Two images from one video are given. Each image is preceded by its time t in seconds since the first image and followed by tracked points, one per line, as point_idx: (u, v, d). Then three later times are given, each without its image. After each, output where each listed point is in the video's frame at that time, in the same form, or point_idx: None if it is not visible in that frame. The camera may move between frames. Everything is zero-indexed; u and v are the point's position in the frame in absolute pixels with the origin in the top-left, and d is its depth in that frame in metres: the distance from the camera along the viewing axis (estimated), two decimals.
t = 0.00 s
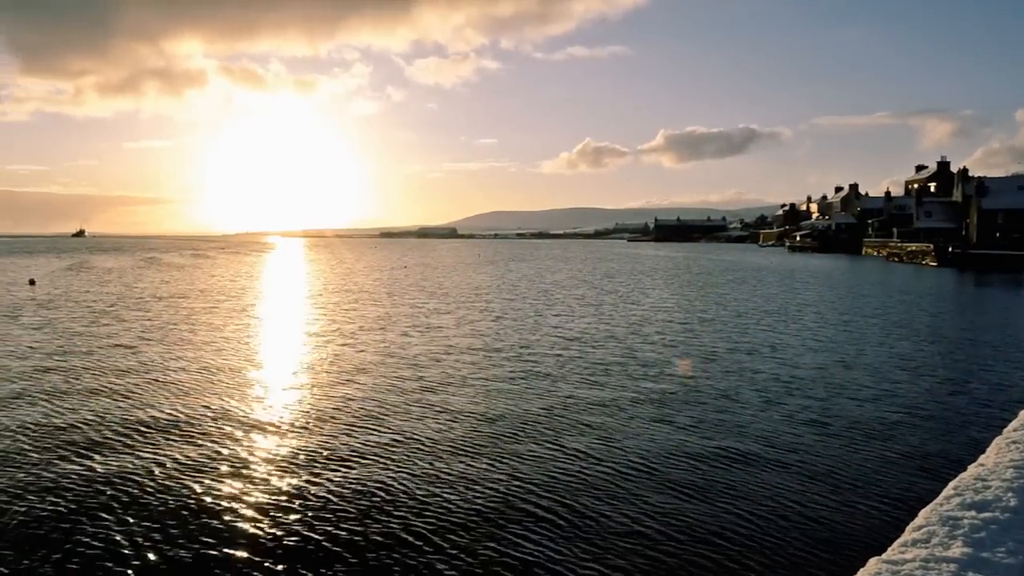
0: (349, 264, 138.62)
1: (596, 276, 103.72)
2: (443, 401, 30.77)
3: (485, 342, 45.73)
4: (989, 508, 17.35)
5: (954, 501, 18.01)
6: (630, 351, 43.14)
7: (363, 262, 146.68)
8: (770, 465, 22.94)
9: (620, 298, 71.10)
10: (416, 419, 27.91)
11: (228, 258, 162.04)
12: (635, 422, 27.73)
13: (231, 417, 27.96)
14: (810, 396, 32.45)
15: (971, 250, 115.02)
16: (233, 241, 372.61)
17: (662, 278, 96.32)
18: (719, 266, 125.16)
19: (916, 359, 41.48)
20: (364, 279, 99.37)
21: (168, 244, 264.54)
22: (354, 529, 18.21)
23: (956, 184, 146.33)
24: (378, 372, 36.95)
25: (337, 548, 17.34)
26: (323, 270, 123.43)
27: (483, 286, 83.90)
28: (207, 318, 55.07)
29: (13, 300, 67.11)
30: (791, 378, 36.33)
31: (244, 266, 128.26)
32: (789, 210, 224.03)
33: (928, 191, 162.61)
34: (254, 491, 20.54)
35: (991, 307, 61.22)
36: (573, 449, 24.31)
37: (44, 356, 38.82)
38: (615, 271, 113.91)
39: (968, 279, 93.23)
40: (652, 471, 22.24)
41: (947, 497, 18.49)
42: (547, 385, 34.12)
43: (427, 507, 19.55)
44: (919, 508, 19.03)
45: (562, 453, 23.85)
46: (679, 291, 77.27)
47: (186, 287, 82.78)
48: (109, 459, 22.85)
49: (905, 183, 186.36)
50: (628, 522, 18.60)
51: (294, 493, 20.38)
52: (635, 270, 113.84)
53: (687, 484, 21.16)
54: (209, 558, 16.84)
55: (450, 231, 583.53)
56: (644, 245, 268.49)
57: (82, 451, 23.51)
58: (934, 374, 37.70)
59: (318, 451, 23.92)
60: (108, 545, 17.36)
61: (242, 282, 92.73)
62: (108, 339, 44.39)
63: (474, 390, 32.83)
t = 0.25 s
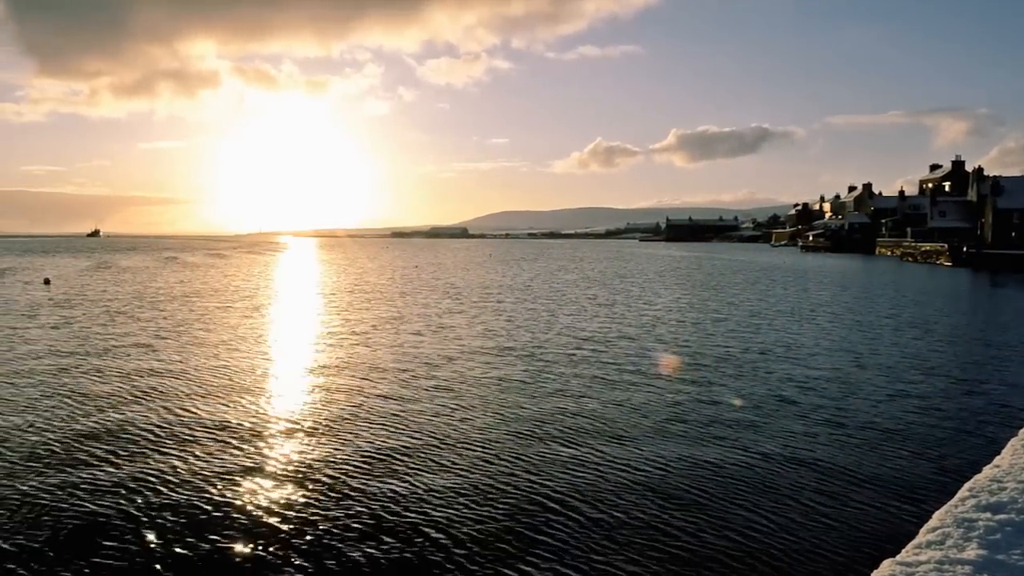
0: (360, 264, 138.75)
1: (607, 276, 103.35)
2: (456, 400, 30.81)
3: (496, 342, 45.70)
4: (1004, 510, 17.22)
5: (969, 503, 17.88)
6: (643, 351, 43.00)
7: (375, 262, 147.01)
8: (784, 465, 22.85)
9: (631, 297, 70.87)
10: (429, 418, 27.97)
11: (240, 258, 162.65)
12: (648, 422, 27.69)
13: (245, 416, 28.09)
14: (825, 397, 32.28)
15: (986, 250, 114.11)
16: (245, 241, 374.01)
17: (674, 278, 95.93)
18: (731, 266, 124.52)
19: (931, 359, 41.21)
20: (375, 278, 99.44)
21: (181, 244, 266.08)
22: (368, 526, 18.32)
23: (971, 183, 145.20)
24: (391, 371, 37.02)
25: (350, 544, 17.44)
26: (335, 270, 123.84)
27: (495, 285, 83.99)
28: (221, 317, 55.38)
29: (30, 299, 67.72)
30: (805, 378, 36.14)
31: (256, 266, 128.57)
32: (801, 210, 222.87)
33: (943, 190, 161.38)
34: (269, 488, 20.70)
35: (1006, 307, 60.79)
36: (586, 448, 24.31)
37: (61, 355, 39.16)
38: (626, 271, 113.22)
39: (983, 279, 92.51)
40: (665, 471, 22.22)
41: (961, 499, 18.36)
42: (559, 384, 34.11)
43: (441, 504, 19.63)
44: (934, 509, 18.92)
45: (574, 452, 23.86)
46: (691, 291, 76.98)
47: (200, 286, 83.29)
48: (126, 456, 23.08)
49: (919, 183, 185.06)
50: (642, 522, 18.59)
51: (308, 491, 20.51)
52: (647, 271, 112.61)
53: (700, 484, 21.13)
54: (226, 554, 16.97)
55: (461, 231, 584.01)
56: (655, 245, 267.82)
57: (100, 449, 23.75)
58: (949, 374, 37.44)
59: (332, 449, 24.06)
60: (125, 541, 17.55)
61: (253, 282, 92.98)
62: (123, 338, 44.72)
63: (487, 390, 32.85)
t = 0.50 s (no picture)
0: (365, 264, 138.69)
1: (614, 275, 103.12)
2: (464, 400, 30.81)
3: (504, 341, 45.62)
4: (1013, 512, 17.12)
5: (978, 504, 17.79)
6: (651, 351, 42.88)
7: (382, 262, 147.10)
8: (794, 465, 22.77)
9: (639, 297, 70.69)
10: (437, 417, 27.99)
11: (247, 258, 162.97)
12: (657, 422, 27.61)
13: (255, 415, 28.13)
14: (834, 396, 32.16)
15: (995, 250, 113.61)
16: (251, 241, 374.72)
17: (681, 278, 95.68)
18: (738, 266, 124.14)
19: (941, 359, 41.02)
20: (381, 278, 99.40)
21: (189, 244, 266.80)
22: (380, 524, 18.37)
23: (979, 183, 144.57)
24: (398, 371, 36.98)
25: (363, 541, 17.53)
26: (342, 270, 124.00)
27: (502, 285, 83.96)
28: (229, 317, 55.52)
29: (39, 299, 67.99)
30: (814, 378, 35.99)
31: (262, 266, 128.64)
32: (808, 210, 222.18)
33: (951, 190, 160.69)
34: (281, 486, 20.79)
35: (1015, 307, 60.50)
36: (594, 447, 24.31)
37: (71, 354, 39.30)
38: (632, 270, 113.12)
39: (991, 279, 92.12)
40: (673, 470, 22.22)
41: (968, 500, 18.28)
42: (568, 384, 34.02)
43: (450, 503, 19.65)
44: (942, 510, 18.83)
45: (582, 451, 23.87)
46: (698, 291, 76.76)
47: (207, 286, 83.53)
48: (139, 454, 23.20)
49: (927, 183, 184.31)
50: (653, 520, 18.60)
51: (320, 489, 20.58)
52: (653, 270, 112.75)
53: (709, 483, 21.09)
54: (236, 550, 17.03)
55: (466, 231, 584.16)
56: (662, 245, 267.38)
57: (113, 447, 23.88)
58: (959, 374, 37.27)
59: (343, 448, 24.14)
60: (139, 537, 17.64)
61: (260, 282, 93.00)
62: (133, 337, 44.87)
63: (495, 389, 32.80)
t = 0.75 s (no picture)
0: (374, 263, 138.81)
1: (623, 275, 102.88)
2: (475, 399, 30.85)
3: (514, 341, 45.62)
4: None
5: (990, 506, 17.70)
6: (662, 351, 42.81)
7: (390, 262, 147.35)
8: (806, 465, 22.73)
9: (649, 297, 70.55)
10: (448, 416, 28.05)
11: (257, 258, 163.50)
12: (668, 421, 27.58)
13: (267, 413, 28.26)
14: (846, 397, 32.04)
15: (1007, 250, 112.83)
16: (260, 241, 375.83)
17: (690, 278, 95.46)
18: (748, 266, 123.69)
19: (953, 359, 40.81)
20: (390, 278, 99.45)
21: (198, 244, 267.78)
22: (397, 522, 18.40)
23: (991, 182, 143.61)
24: (409, 370, 37.05)
25: (376, 539, 17.59)
26: (351, 270, 124.12)
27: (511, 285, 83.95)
28: (240, 316, 55.70)
29: (51, 298, 68.35)
30: (826, 378, 35.87)
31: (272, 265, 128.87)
32: (818, 210, 221.20)
33: (962, 189, 159.77)
34: (296, 484, 20.85)
35: None
36: (605, 446, 24.32)
37: (84, 353, 39.51)
38: (641, 270, 112.82)
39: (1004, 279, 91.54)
40: (685, 469, 22.21)
41: (981, 502, 18.19)
42: (579, 383, 34.01)
43: (463, 501, 19.71)
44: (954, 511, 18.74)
45: (593, 451, 23.87)
46: (708, 291, 76.55)
47: (217, 286, 83.85)
48: (154, 453, 23.32)
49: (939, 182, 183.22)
50: (668, 520, 18.54)
51: (333, 487, 20.64)
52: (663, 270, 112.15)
53: (720, 483, 21.08)
54: (250, 547, 17.13)
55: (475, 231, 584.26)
56: (671, 245, 266.74)
57: (128, 445, 24.01)
58: (972, 374, 37.08)
59: (357, 446, 24.19)
60: (156, 535, 17.72)
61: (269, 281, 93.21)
62: (144, 336, 45.08)
63: (506, 389, 32.83)
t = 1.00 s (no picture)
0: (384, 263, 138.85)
1: (633, 275, 102.58)
2: (488, 398, 30.87)
3: (526, 340, 45.58)
4: None
5: (1006, 507, 17.56)
6: (674, 351, 42.68)
7: (400, 262, 147.41)
8: (820, 464, 22.64)
9: (660, 297, 70.33)
10: (461, 414, 28.09)
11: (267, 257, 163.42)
12: (682, 421, 27.50)
13: (281, 412, 28.37)
14: (861, 397, 31.89)
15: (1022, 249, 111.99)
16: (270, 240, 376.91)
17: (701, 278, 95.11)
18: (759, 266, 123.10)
19: (968, 359, 40.57)
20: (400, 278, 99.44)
21: (212, 244, 269.10)
22: (412, 520, 18.44)
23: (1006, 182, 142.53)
24: (421, 369, 37.08)
25: (393, 536, 17.67)
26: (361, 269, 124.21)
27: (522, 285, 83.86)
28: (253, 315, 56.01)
29: (67, 297, 68.93)
30: (840, 378, 35.71)
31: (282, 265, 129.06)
32: (830, 210, 220.05)
33: (976, 189, 158.64)
34: (310, 482, 20.94)
35: None
36: (618, 445, 24.30)
37: (100, 352, 39.88)
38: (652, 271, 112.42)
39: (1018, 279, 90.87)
40: (699, 468, 22.18)
41: (997, 503, 18.05)
42: (591, 383, 33.97)
43: (478, 499, 19.76)
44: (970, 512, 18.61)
45: (607, 449, 23.86)
46: (720, 291, 76.25)
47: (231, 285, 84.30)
48: (171, 450, 23.53)
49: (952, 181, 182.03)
50: (683, 519, 18.50)
51: (348, 485, 20.73)
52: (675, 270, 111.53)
53: (735, 482, 21.02)
54: (268, 543, 17.23)
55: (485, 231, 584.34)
56: (681, 245, 265.90)
57: (146, 443, 24.22)
58: (988, 374, 36.86)
59: (371, 445, 24.26)
60: (173, 532, 17.86)
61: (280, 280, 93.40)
62: (160, 335, 45.44)
63: (518, 388, 32.82)
